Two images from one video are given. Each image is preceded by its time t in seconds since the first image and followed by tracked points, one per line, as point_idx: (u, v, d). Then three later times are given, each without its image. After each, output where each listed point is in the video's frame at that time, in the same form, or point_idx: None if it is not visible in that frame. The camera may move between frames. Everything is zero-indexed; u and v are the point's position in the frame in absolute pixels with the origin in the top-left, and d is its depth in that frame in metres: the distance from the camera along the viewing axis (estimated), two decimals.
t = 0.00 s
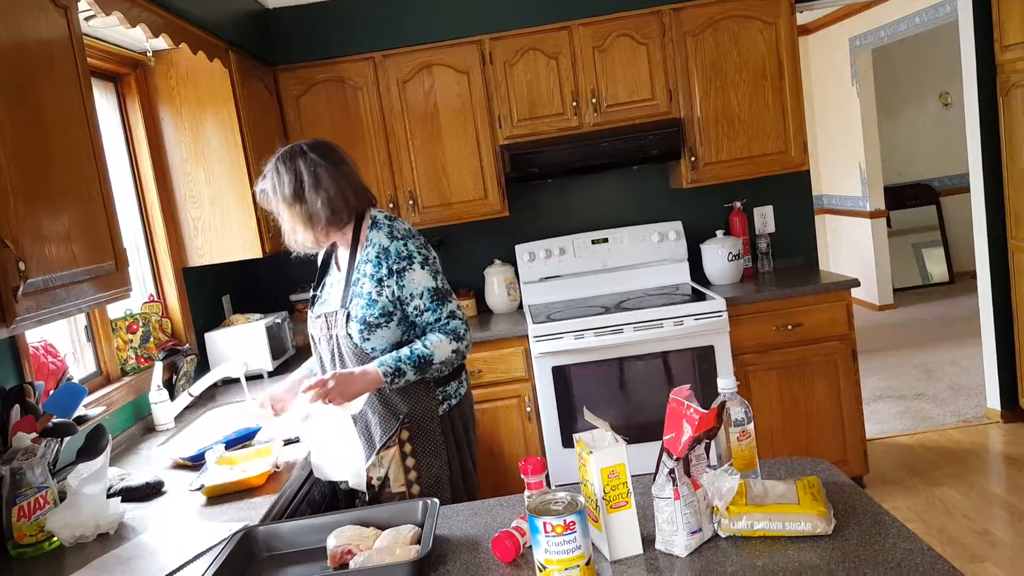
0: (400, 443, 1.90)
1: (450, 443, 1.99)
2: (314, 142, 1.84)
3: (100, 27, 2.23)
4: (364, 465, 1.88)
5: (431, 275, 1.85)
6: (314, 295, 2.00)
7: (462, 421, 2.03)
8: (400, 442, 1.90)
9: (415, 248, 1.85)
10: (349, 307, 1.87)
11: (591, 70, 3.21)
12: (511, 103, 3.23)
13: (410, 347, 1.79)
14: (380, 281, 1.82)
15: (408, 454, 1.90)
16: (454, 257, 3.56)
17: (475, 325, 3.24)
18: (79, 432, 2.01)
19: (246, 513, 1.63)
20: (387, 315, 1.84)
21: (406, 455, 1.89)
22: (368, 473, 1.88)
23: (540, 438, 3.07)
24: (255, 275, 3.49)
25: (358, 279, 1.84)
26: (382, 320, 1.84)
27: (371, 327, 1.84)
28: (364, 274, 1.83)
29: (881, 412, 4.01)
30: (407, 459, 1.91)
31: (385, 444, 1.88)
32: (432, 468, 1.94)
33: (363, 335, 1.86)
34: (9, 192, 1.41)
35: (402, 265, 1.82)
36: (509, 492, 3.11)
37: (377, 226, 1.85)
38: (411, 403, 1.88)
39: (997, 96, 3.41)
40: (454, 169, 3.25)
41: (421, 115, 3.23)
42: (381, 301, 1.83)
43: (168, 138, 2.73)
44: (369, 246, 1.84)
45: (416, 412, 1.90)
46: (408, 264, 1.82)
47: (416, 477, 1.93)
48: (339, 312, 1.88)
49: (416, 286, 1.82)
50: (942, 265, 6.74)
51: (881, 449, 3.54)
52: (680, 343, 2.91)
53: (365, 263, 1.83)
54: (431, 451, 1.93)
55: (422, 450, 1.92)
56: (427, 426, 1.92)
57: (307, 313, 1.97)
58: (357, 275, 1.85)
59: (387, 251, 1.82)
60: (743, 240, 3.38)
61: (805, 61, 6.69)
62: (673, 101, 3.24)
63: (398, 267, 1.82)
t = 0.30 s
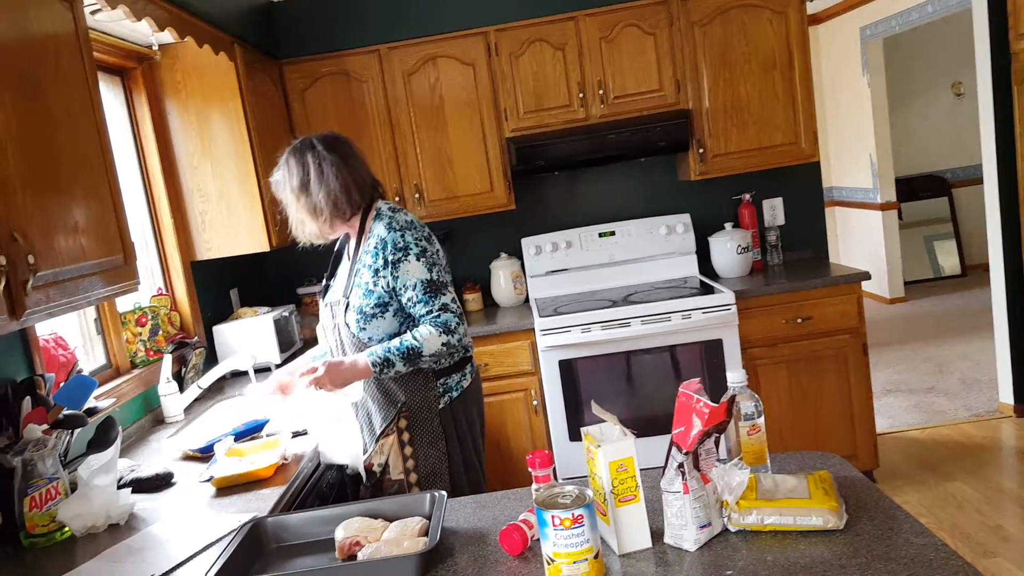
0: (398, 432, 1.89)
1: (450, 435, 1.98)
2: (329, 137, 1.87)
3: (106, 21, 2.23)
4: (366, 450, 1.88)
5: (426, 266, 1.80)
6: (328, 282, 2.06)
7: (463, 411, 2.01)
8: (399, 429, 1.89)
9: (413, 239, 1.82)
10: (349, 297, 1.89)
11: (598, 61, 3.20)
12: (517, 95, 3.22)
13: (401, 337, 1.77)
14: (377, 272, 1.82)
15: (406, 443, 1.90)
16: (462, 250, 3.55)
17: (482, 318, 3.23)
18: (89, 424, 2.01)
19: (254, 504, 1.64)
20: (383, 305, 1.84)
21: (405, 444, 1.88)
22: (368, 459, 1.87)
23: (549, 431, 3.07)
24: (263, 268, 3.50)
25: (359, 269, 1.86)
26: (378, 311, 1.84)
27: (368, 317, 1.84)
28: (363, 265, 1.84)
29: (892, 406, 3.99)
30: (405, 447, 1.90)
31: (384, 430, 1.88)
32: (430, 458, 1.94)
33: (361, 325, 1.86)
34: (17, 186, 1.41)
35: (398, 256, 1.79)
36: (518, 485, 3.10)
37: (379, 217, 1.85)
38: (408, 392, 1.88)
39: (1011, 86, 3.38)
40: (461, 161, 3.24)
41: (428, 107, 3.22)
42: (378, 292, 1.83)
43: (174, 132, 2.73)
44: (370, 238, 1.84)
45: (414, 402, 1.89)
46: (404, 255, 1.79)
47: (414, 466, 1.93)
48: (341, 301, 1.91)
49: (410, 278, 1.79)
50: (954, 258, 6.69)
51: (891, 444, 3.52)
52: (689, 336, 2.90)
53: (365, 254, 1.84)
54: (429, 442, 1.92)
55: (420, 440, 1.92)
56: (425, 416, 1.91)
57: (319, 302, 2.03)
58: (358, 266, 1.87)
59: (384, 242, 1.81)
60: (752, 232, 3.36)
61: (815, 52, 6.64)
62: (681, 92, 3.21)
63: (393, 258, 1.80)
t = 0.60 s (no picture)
0: (408, 418, 1.88)
1: (460, 425, 1.98)
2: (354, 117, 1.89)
3: (119, 9, 2.23)
4: (379, 435, 1.85)
5: (440, 256, 1.79)
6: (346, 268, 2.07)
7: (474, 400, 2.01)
8: (409, 416, 1.88)
9: (429, 229, 1.81)
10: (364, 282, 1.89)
11: (612, 49, 3.17)
12: (530, 84, 3.20)
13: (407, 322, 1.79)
14: (391, 260, 1.81)
15: (416, 430, 1.89)
16: (474, 240, 3.54)
17: (494, 309, 3.22)
18: (101, 414, 2.02)
19: (267, 494, 1.63)
20: (395, 293, 1.83)
21: (414, 430, 1.87)
22: (379, 445, 1.83)
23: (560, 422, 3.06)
24: (275, 258, 3.50)
25: (374, 256, 1.85)
26: (390, 299, 1.84)
27: (380, 304, 1.84)
28: (378, 252, 1.83)
29: (906, 398, 3.95)
30: (415, 434, 1.89)
31: (393, 415, 1.87)
32: (438, 447, 1.94)
33: (373, 312, 1.86)
34: (28, 173, 1.41)
35: (412, 245, 1.78)
36: (529, 475, 3.10)
37: (398, 206, 1.84)
38: (418, 379, 1.90)
39: None
40: (473, 151, 3.23)
41: (440, 96, 3.21)
42: (391, 279, 1.82)
43: (186, 121, 2.73)
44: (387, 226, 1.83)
45: (424, 390, 1.91)
46: (418, 244, 1.78)
47: (423, 453, 1.91)
48: (356, 287, 1.92)
49: (422, 267, 1.78)
50: (969, 249, 6.62)
51: (905, 436, 3.49)
52: (702, 327, 2.88)
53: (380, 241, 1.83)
54: (439, 429, 1.93)
55: (429, 428, 1.92)
56: (434, 405, 1.92)
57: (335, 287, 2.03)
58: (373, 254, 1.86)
59: (400, 231, 1.80)
60: (766, 223, 3.33)
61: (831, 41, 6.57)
62: (696, 81, 3.19)
63: (407, 246, 1.79)
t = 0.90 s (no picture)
0: (420, 412, 1.88)
1: (471, 418, 1.97)
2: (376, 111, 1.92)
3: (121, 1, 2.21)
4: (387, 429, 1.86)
5: (446, 253, 1.78)
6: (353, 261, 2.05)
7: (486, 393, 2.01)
8: (421, 409, 1.88)
9: (441, 224, 1.81)
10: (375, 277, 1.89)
11: (617, 42, 3.15)
12: (534, 77, 3.18)
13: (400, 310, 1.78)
14: (402, 254, 1.80)
15: (427, 424, 1.89)
16: (477, 234, 3.53)
17: (498, 303, 3.22)
18: (104, 409, 2.02)
19: (271, 489, 1.63)
20: (408, 287, 1.82)
21: (426, 425, 1.88)
22: (387, 439, 1.85)
23: (564, 416, 3.06)
24: (279, 252, 3.50)
25: (386, 249, 1.85)
26: (403, 292, 1.83)
27: (392, 298, 1.83)
28: (391, 246, 1.82)
29: (910, 392, 3.95)
30: (426, 428, 1.89)
31: (404, 409, 1.87)
32: (451, 440, 1.93)
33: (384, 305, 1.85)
34: (30, 167, 1.41)
35: (421, 239, 1.78)
36: (533, 469, 3.10)
37: (409, 200, 1.83)
38: (432, 371, 1.89)
39: None
40: (477, 144, 3.21)
41: (444, 89, 3.19)
42: (403, 273, 1.81)
43: (190, 114, 2.72)
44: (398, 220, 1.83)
45: (438, 382, 1.90)
46: (427, 238, 1.78)
47: (434, 448, 1.90)
48: (366, 282, 1.92)
49: (427, 262, 1.77)
50: (975, 243, 6.57)
51: (910, 429, 3.48)
52: (706, 321, 2.87)
53: (392, 235, 1.83)
54: (451, 423, 1.92)
55: (441, 421, 1.91)
56: (447, 398, 1.91)
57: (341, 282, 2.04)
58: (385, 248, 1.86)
59: (412, 224, 1.79)
60: (771, 216, 3.32)
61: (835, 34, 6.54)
62: (701, 74, 3.17)
63: (418, 240, 1.78)
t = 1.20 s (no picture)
0: (439, 409, 1.88)
1: (489, 412, 1.98)
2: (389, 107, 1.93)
3: None
4: (405, 428, 1.87)
5: (458, 253, 1.78)
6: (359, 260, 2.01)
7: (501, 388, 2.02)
8: (439, 407, 1.88)
9: (457, 223, 1.81)
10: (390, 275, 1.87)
11: (619, 37, 3.14)
12: (536, 72, 3.18)
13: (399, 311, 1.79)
14: (418, 251, 1.79)
15: (446, 420, 1.89)
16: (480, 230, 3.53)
17: (501, 299, 3.21)
18: (108, 406, 2.02)
19: (275, 486, 1.63)
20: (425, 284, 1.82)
21: (446, 422, 1.87)
22: (406, 438, 1.86)
23: (568, 412, 3.05)
24: (281, 248, 3.49)
25: (401, 248, 1.83)
26: (419, 290, 1.81)
27: (408, 296, 1.82)
28: (407, 243, 1.81)
29: (914, 385, 3.94)
30: (446, 425, 1.89)
31: (424, 407, 1.87)
32: (470, 436, 1.92)
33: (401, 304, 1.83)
34: (32, 164, 1.40)
35: (437, 237, 1.78)
36: (536, 465, 3.10)
37: (425, 198, 1.84)
38: (450, 368, 1.88)
39: None
40: (479, 140, 3.21)
41: (446, 84, 3.19)
42: (419, 270, 1.80)
43: (192, 111, 2.71)
44: (414, 217, 1.82)
45: (457, 378, 1.89)
46: (441, 237, 1.78)
47: (454, 443, 1.90)
48: (381, 281, 1.89)
49: (437, 260, 1.77)
50: (977, 236, 6.55)
51: (914, 423, 3.48)
52: (709, 316, 2.87)
53: (409, 233, 1.82)
54: (471, 419, 1.91)
55: (461, 417, 1.91)
56: (466, 394, 1.91)
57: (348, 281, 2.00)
58: (400, 245, 1.84)
59: (429, 222, 1.79)
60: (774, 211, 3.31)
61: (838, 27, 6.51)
62: (704, 68, 3.16)
63: (434, 238, 1.78)
